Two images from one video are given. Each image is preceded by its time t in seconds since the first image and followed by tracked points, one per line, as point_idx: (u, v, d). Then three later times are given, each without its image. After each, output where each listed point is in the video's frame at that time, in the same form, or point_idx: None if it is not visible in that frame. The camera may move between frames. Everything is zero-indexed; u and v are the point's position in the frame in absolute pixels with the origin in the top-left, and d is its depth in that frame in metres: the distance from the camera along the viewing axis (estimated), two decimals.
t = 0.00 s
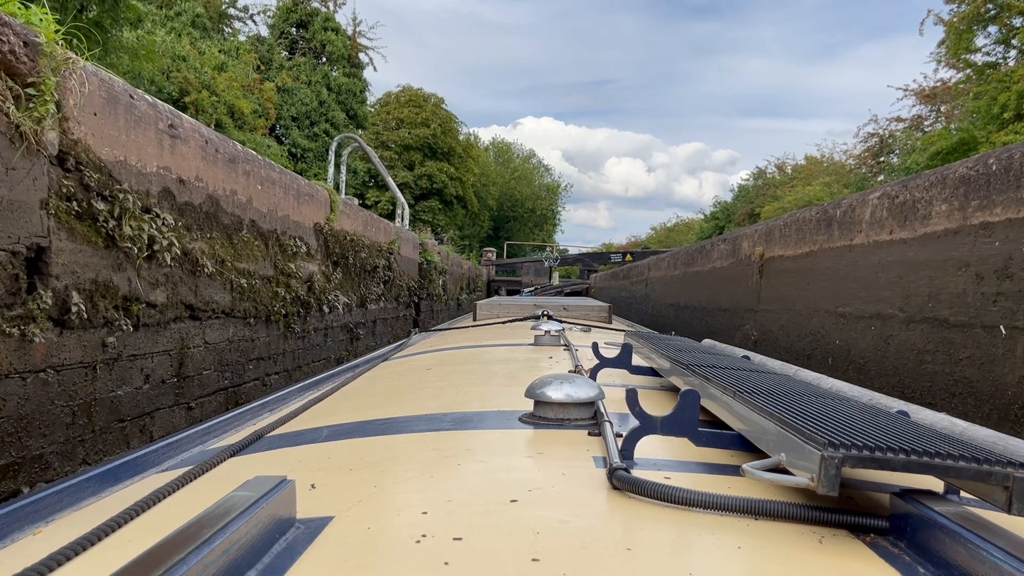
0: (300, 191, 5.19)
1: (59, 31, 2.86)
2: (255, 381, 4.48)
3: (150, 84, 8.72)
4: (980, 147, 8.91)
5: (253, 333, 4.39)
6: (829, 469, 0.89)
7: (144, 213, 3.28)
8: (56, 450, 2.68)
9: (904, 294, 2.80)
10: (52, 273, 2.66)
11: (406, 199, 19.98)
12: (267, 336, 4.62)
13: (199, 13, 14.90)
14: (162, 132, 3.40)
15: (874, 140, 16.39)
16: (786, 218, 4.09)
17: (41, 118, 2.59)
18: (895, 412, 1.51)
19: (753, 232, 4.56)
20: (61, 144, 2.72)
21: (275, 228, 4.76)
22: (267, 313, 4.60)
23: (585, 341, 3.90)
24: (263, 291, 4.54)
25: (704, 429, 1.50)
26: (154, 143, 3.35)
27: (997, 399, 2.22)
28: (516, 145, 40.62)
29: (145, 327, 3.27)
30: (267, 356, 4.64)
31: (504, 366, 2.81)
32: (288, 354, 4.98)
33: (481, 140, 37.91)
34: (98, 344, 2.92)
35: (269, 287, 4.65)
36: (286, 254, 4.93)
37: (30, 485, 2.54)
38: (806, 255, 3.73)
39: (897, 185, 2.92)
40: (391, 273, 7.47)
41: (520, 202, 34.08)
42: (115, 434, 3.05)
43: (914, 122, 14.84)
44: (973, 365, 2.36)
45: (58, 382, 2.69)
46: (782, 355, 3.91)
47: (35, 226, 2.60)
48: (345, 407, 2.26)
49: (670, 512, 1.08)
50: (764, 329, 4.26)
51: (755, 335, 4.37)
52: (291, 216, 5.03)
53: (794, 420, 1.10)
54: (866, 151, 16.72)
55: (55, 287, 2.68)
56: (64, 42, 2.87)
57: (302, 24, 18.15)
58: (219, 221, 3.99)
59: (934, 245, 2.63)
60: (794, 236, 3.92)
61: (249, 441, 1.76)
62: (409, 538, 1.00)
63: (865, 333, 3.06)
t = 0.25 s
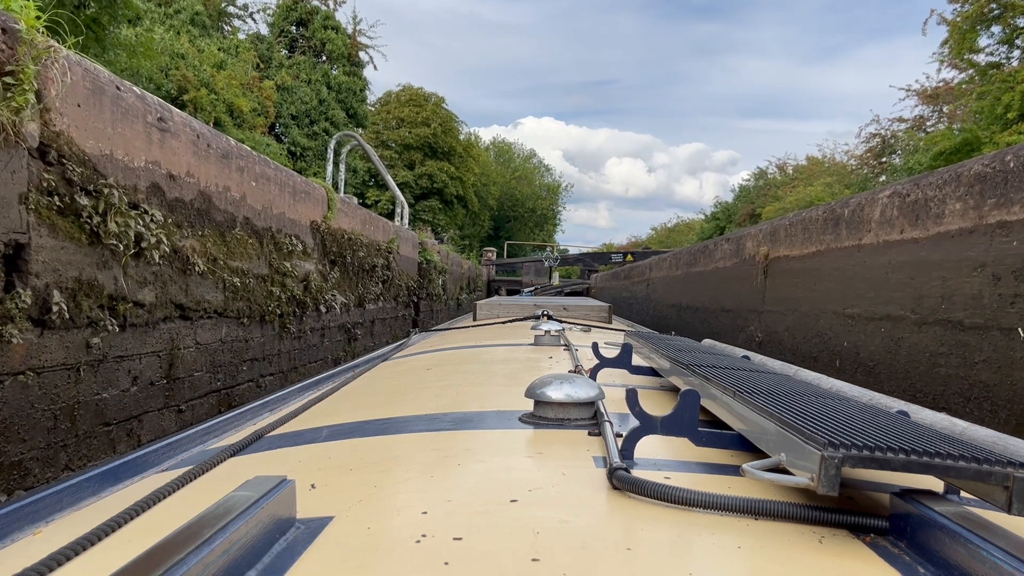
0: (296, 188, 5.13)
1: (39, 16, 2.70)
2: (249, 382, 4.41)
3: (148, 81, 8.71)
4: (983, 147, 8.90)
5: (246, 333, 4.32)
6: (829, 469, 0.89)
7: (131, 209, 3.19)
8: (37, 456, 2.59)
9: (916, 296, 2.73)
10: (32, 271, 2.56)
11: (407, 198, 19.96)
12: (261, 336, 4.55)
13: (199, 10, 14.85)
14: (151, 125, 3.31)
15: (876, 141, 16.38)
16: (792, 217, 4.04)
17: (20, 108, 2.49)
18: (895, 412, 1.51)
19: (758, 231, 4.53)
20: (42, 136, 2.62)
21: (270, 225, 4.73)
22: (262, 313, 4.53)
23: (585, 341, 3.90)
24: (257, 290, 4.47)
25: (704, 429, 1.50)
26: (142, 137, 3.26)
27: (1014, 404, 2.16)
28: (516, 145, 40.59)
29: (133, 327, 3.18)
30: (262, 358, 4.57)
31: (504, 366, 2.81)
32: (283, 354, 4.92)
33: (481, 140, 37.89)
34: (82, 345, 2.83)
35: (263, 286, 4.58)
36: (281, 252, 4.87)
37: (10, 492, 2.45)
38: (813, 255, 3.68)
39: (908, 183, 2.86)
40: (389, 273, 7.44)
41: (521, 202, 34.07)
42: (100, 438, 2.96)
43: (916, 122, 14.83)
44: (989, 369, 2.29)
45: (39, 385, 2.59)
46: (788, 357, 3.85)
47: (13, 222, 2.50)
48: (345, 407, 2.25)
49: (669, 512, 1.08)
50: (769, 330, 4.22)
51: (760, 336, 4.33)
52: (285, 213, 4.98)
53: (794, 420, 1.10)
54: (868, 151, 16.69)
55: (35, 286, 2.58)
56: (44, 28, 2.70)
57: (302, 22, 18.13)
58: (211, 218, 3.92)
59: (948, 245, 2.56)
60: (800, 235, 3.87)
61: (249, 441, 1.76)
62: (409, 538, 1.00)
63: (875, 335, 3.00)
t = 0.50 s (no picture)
0: (289, 185, 5.09)
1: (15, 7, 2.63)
2: (242, 384, 4.34)
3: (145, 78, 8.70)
4: (986, 147, 8.91)
5: (238, 334, 4.24)
6: (829, 469, 0.89)
7: (115, 205, 3.10)
8: (12, 463, 2.50)
9: (929, 297, 2.66)
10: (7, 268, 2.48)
11: (407, 198, 19.96)
12: (254, 336, 4.48)
13: (198, 8, 14.78)
14: (136, 117, 3.25)
15: (877, 141, 16.38)
16: (799, 216, 3.98)
17: None
18: (895, 412, 1.51)
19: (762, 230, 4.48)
20: (18, 126, 2.52)
21: (263, 223, 4.68)
22: (255, 313, 4.46)
23: (585, 341, 3.90)
24: (249, 289, 4.41)
25: (704, 429, 1.50)
26: (127, 130, 3.19)
27: None
28: (517, 144, 40.55)
29: (117, 328, 3.09)
30: (255, 359, 4.51)
31: (504, 366, 2.80)
32: (277, 355, 4.86)
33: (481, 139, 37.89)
34: (62, 346, 2.75)
35: (256, 285, 4.51)
36: (275, 251, 4.82)
37: None
38: (821, 255, 3.61)
39: (920, 180, 2.79)
40: (388, 272, 7.42)
41: (521, 201, 34.09)
42: (81, 444, 2.87)
43: (918, 123, 14.83)
44: (1006, 373, 2.22)
45: (15, 389, 2.51)
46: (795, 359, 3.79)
47: None
48: (345, 407, 2.25)
49: (670, 512, 1.08)
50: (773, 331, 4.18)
51: (764, 338, 4.28)
52: (280, 211, 4.94)
53: (794, 420, 1.11)
54: (870, 151, 16.68)
55: (11, 284, 2.50)
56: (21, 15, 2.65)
57: (302, 20, 18.13)
58: (201, 215, 3.85)
59: (963, 244, 2.48)
60: (807, 235, 3.81)
61: (249, 440, 1.76)
62: (409, 537, 1.00)
63: (885, 337, 2.94)
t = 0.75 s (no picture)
0: (283, 183, 4.96)
1: None
2: (235, 387, 4.18)
3: (143, 76, 8.68)
4: (990, 147, 8.91)
5: (231, 334, 4.09)
6: (829, 469, 0.89)
7: (98, 200, 2.93)
8: None
9: (941, 298, 2.56)
10: None
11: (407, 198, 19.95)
12: (248, 337, 4.33)
13: (197, 6, 14.75)
14: (122, 110, 3.10)
15: (879, 141, 16.39)
16: (805, 214, 3.88)
17: None
18: (895, 412, 1.51)
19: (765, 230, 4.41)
20: None
21: (257, 221, 4.54)
22: (248, 314, 4.31)
23: (585, 341, 3.89)
24: (243, 289, 4.25)
25: (704, 429, 1.50)
26: (113, 123, 3.04)
27: None
28: (517, 144, 40.53)
29: (101, 329, 2.93)
30: (249, 360, 4.35)
31: (504, 366, 2.80)
32: (272, 356, 4.71)
33: (481, 139, 37.88)
34: (42, 349, 2.59)
35: (250, 284, 4.36)
36: (270, 250, 4.69)
37: None
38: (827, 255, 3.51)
39: (932, 178, 2.68)
40: (387, 272, 7.39)
41: (522, 201, 34.11)
42: (63, 450, 2.71)
43: (920, 123, 14.83)
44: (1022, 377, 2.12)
45: None
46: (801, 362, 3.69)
47: None
48: (345, 407, 2.25)
49: (669, 512, 1.08)
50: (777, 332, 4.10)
51: (768, 339, 4.20)
52: (274, 209, 4.82)
53: (794, 420, 1.11)
54: (872, 151, 16.67)
55: None
56: None
57: (301, 19, 18.13)
58: (191, 212, 3.71)
59: (977, 244, 2.38)
60: (813, 234, 3.71)
61: (249, 441, 1.76)
62: (409, 537, 1.00)
63: (895, 338, 2.83)
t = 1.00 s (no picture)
0: (276, 181, 4.78)
1: None
2: (226, 389, 4.01)
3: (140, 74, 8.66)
4: (993, 146, 8.90)
5: (222, 336, 3.92)
6: (829, 469, 0.89)
7: (77, 195, 2.76)
8: None
9: (954, 299, 2.47)
10: None
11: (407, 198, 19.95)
12: (240, 338, 4.16)
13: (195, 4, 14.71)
14: (105, 102, 2.93)
15: (881, 140, 16.40)
16: (811, 213, 3.77)
17: None
18: (895, 412, 1.51)
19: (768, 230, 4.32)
20: None
21: (249, 219, 4.37)
22: (240, 314, 4.14)
23: (585, 341, 3.89)
24: (234, 288, 4.08)
25: (704, 429, 1.50)
26: (94, 116, 2.87)
27: None
28: (518, 144, 40.52)
29: (81, 331, 2.76)
30: (240, 362, 4.19)
31: (504, 366, 2.80)
32: (265, 357, 4.55)
33: (481, 138, 37.88)
34: (17, 352, 2.42)
35: (242, 284, 4.19)
36: (263, 248, 4.52)
37: None
38: (835, 254, 3.39)
39: (944, 174, 2.57)
40: (385, 271, 7.35)
41: (522, 201, 34.14)
42: (41, 458, 2.56)
43: (922, 122, 14.81)
44: None
45: None
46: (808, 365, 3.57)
47: None
48: (344, 407, 2.25)
49: (669, 512, 1.08)
50: (782, 333, 4.00)
51: (772, 341, 4.11)
52: (267, 207, 4.65)
53: (795, 420, 1.11)
54: (873, 150, 16.65)
55: None
56: None
57: (300, 17, 18.14)
58: (180, 209, 3.55)
59: (993, 243, 2.27)
60: (819, 233, 3.60)
61: (249, 440, 1.76)
62: (409, 537, 1.00)
63: (906, 340, 2.73)
